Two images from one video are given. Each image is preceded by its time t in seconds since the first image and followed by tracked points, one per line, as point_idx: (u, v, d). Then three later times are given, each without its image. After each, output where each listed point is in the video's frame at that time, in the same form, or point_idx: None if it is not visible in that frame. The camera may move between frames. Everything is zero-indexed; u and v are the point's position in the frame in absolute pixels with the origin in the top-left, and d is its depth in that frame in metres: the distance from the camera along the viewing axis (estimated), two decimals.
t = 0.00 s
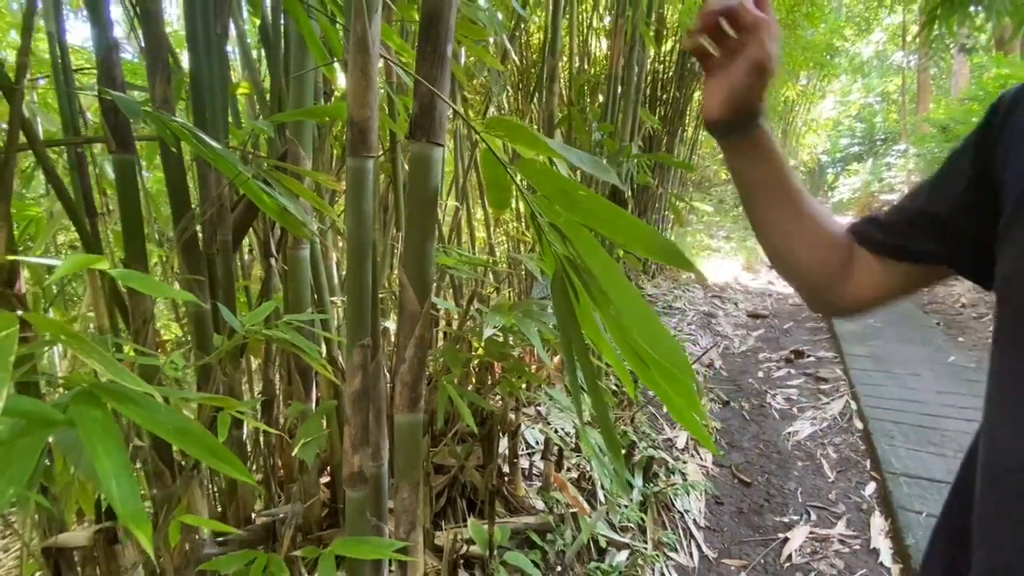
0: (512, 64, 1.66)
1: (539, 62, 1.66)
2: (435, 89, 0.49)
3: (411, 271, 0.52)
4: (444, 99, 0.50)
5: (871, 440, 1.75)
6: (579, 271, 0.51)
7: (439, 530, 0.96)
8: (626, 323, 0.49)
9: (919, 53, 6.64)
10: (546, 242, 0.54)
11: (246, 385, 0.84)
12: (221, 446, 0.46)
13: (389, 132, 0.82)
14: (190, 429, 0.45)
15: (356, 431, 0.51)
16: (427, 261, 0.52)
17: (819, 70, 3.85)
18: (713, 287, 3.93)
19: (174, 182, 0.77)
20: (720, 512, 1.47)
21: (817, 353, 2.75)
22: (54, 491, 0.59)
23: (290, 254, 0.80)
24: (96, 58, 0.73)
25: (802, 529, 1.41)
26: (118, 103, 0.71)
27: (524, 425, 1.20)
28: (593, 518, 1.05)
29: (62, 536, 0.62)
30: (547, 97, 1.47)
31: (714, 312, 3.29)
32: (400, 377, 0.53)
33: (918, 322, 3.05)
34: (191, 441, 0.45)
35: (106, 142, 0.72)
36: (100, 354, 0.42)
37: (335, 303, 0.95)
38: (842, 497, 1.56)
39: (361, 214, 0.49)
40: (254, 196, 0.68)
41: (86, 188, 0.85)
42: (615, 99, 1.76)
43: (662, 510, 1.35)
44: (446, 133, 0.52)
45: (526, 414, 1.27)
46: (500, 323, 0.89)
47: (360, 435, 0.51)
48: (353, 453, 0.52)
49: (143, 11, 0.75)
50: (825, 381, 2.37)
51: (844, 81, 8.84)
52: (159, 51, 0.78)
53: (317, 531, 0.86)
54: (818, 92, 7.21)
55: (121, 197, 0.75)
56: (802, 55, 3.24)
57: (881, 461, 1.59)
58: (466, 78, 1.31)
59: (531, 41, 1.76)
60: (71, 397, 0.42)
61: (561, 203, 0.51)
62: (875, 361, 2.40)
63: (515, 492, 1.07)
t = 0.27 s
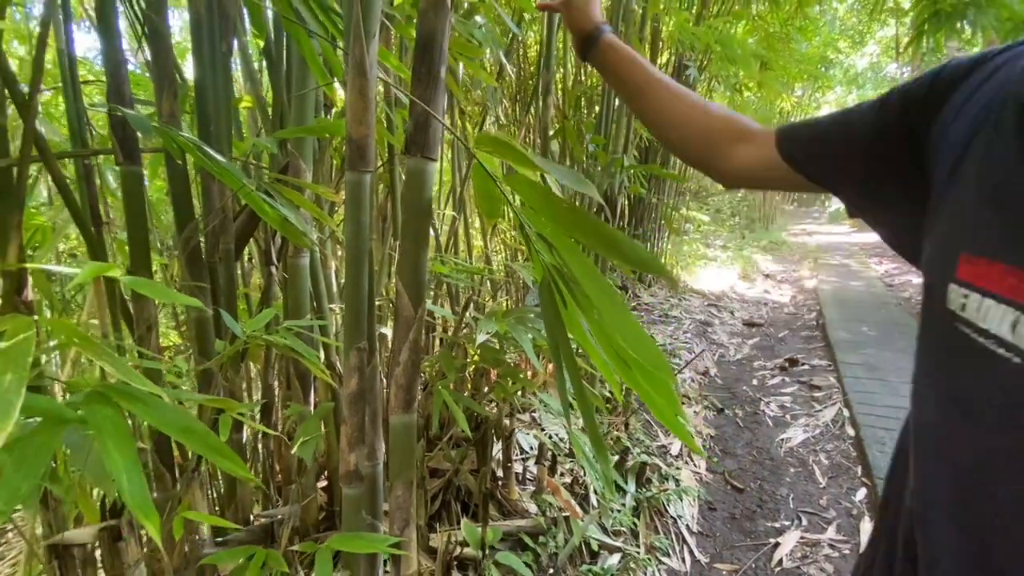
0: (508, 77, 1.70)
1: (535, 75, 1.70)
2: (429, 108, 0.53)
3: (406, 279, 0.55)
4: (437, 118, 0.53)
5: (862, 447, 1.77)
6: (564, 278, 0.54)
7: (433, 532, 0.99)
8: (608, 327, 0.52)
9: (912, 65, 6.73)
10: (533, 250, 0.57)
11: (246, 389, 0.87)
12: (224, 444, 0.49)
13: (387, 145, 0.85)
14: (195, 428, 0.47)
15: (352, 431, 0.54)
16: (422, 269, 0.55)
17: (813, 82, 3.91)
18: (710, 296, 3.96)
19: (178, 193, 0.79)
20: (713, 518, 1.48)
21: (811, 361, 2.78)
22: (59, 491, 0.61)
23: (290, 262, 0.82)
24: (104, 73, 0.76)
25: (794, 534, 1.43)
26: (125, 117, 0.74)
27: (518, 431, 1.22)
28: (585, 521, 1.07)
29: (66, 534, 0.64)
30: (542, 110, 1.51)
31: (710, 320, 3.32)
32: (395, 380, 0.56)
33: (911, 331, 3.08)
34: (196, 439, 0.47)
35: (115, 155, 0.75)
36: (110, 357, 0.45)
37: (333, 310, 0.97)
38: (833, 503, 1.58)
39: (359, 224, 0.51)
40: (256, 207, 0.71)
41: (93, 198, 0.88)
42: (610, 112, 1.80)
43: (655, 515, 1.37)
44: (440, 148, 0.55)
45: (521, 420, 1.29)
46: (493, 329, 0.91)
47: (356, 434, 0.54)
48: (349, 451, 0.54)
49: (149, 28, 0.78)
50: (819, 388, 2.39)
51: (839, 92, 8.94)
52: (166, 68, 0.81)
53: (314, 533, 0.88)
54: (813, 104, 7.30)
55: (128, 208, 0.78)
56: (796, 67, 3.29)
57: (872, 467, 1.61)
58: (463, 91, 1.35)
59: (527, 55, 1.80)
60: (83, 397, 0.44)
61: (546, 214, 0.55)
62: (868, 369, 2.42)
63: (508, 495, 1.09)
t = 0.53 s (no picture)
0: (502, 93, 1.75)
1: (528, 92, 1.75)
2: (420, 129, 0.56)
3: (399, 289, 0.58)
4: (428, 138, 0.56)
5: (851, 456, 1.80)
6: (547, 286, 0.59)
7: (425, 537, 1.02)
8: (588, 334, 0.58)
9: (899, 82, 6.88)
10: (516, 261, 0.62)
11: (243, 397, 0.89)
12: (224, 446, 0.51)
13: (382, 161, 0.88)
14: (198, 430, 0.50)
15: (346, 433, 0.57)
16: (414, 279, 0.58)
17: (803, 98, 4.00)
18: (703, 307, 4.00)
19: (180, 206, 0.82)
20: (703, 526, 1.50)
21: (802, 371, 2.81)
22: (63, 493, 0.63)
23: (288, 273, 0.85)
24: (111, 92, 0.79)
25: (782, 542, 1.45)
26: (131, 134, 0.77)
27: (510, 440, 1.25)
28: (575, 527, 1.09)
29: (68, 536, 0.66)
30: (534, 126, 1.56)
31: (703, 331, 3.35)
32: (388, 385, 0.59)
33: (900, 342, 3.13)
34: (198, 441, 0.50)
35: (120, 170, 0.78)
36: (118, 362, 0.47)
37: (329, 319, 1.00)
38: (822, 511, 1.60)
39: (354, 238, 0.55)
40: (256, 220, 0.74)
41: (96, 211, 0.91)
42: (601, 128, 1.85)
43: (646, 523, 1.39)
44: (431, 166, 0.58)
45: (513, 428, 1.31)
46: (484, 338, 0.95)
47: (350, 436, 0.56)
48: (343, 453, 0.57)
49: (155, 50, 0.82)
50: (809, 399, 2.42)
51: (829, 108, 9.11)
52: (170, 86, 0.85)
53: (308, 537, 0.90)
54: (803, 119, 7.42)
55: (131, 220, 0.81)
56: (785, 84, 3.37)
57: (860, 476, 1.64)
58: (457, 108, 1.39)
59: (520, 72, 1.85)
60: (91, 400, 0.47)
61: (530, 228, 0.60)
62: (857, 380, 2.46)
63: (500, 502, 1.12)
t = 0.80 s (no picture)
0: (497, 108, 1.79)
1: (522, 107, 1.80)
2: (414, 144, 0.59)
3: (393, 295, 0.61)
4: (422, 152, 0.59)
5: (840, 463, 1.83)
6: (535, 293, 0.63)
7: (419, 540, 1.06)
8: (574, 337, 0.61)
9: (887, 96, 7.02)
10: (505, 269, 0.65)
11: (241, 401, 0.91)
12: (224, 444, 0.54)
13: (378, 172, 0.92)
14: (200, 429, 0.52)
15: (342, 432, 0.59)
16: (408, 285, 0.61)
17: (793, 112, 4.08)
18: (697, 317, 4.04)
19: (182, 216, 0.85)
20: (694, 532, 1.53)
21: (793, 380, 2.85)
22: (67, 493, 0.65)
23: (287, 281, 0.88)
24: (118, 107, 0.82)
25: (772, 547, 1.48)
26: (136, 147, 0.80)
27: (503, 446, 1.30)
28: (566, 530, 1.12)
29: (70, 535, 0.68)
30: (528, 140, 1.60)
31: (697, 340, 3.39)
32: (382, 386, 0.62)
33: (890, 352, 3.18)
34: (201, 438, 0.52)
35: (124, 181, 0.81)
36: (127, 362, 0.50)
37: (325, 326, 1.03)
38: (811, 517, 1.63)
39: (351, 246, 0.57)
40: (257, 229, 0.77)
41: (99, 220, 0.93)
42: (593, 141, 1.90)
43: (637, 529, 1.41)
44: (425, 179, 0.61)
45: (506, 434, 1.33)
46: (476, 344, 0.97)
47: (345, 435, 0.59)
48: (339, 452, 0.60)
49: (161, 67, 0.85)
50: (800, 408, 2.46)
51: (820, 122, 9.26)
52: (174, 101, 0.88)
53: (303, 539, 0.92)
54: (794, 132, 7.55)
55: (134, 229, 0.84)
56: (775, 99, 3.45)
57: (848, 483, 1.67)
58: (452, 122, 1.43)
59: (514, 86, 1.89)
60: (100, 398, 0.49)
61: (519, 237, 0.64)
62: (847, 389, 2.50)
63: (492, 506, 1.15)
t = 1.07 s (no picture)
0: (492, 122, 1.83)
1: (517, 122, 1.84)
2: (411, 160, 0.62)
3: (389, 304, 0.63)
4: (418, 168, 0.62)
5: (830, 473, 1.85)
6: (527, 302, 0.65)
7: (413, 548, 1.09)
8: (563, 344, 0.64)
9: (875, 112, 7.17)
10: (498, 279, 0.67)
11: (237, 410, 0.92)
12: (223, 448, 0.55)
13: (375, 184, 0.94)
14: (200, 434, 0.54)
15: (339, 438, 0.61)
16: (403, 295, 0.63)
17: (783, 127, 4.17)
18: (690, 329, 4.07)
19: (183, 228, 0.87)
20: (687, 542, 1.54)
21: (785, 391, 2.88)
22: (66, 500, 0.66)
23: (285, 291, 0.90)
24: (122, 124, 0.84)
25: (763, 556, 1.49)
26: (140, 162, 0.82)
27: (496, 456, 1.33)
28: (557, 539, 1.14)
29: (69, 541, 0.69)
30: (522, 154, 1.64)
31: (690, 351, 3.42)
32: (378, 393, 0.63)
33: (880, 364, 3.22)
34: (201, 443, 0.54)
35: (127, 194, 0.83)
36: (130, 369, 0.52)
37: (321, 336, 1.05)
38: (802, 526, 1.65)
39: (349, 257, 0.60)
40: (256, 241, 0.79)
41: (100, 232, 0.95)
42: (586, 155, 1.94)
43: (630, 538, 1.43)
44: (421, 193, 0.64)
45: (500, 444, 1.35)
46: (469, 354, 1.00)
47: (342, 441, 0.61)
48: (336, 457, 0.61)
49: (164, 85, 0.87)
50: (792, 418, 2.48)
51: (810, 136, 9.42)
52: (177, 116, 0.90)
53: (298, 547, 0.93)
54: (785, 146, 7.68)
55: (135, 240, 0.85)
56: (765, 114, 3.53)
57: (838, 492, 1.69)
58: (447, 137, 1.46)
59: (508, 102, 1.94)
60: (104, 404, 0.51)
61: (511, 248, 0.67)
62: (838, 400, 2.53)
63: (485, 514, 1.18)
